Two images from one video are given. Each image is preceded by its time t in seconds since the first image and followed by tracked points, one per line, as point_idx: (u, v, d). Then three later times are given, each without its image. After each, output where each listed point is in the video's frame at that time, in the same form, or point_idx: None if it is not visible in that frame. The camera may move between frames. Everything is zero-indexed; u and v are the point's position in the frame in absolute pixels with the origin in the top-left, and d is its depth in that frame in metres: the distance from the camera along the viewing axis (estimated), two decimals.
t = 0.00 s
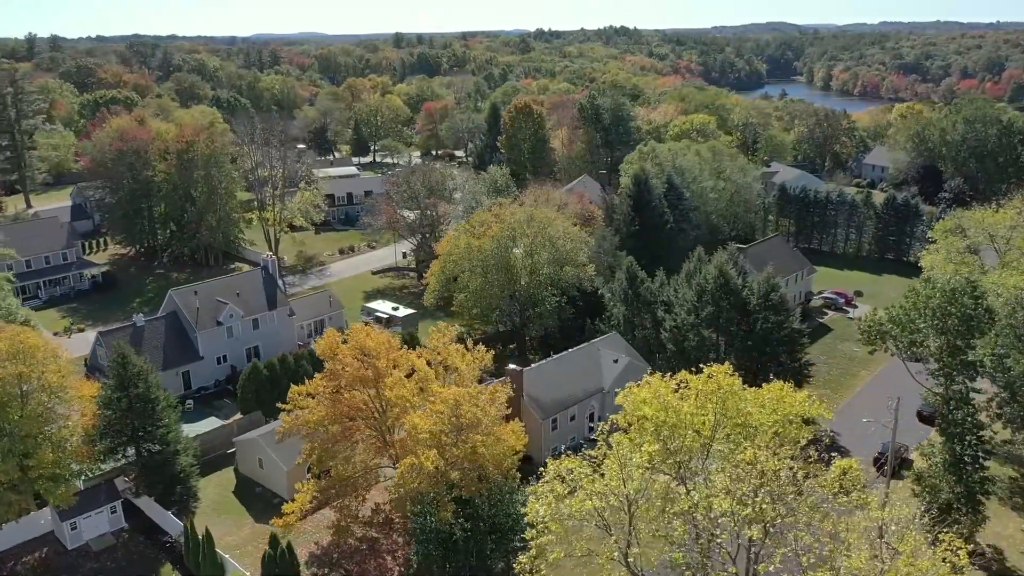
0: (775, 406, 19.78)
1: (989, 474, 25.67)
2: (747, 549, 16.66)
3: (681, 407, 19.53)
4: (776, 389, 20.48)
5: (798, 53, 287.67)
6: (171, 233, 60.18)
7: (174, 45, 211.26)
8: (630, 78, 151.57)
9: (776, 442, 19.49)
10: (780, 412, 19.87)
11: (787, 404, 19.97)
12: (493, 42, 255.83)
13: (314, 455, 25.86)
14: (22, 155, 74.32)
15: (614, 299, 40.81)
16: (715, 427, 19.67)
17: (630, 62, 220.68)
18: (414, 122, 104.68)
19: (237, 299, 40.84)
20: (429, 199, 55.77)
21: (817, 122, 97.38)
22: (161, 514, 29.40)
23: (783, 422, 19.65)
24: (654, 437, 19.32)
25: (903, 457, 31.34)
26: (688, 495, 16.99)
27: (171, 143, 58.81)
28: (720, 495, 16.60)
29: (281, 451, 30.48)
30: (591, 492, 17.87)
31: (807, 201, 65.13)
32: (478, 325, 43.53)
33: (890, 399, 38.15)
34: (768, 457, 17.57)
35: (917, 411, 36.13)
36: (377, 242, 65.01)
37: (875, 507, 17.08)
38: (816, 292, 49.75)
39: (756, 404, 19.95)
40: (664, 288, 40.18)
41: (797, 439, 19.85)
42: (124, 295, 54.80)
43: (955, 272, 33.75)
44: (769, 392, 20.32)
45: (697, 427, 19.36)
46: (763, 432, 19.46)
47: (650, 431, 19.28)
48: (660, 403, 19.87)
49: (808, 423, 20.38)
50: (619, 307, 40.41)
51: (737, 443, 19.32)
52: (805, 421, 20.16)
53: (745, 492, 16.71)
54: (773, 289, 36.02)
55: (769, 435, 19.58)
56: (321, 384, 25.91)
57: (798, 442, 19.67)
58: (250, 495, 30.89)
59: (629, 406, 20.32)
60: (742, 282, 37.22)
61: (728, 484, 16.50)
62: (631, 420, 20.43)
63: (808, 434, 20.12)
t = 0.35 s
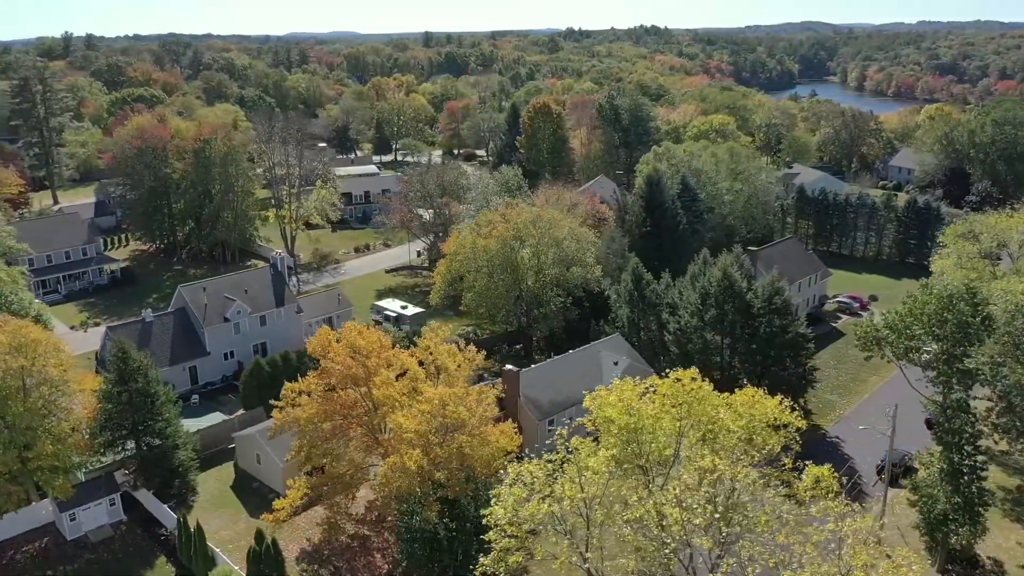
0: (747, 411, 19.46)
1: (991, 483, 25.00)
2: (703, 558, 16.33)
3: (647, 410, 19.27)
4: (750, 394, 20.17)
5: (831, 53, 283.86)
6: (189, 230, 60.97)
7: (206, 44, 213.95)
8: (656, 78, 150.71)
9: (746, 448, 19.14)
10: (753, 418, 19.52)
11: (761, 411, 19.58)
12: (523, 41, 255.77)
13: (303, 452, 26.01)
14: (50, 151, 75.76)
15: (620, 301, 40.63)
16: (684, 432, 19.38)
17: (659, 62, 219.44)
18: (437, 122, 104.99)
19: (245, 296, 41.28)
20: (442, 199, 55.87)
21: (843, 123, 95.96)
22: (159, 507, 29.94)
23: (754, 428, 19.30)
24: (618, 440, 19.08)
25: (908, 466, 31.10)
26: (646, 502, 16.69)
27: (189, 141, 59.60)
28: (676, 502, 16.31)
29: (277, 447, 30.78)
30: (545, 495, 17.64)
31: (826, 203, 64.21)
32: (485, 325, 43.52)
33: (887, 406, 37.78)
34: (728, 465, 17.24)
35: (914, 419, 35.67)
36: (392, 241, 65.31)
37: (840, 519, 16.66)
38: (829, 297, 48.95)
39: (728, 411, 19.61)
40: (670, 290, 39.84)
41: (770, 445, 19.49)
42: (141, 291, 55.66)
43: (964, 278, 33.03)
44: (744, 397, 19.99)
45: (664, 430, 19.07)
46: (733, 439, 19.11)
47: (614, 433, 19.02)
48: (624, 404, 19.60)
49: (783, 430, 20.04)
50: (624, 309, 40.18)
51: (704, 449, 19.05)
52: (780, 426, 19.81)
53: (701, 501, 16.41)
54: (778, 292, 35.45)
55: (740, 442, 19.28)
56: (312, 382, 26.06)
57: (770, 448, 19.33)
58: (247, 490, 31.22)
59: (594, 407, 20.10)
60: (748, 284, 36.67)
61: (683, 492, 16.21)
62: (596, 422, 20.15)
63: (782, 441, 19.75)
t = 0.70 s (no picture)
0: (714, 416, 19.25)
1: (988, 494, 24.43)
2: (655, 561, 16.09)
3: (612, 413, 19.14)
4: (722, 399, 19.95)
5: (866, 53, 279.72)
6: (207, 226, 61.77)
7: (238, 42, 216.43)
8: (683, 78, 149.73)
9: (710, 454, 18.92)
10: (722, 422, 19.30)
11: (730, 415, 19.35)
12: (552, 40, 255.42)
13: (294, 448, 26.21)
14: (77, 149, 77.18)
15: (625, 302, 40.41)
16: (649, 435, 19.22)
17: (688, 62, 217.86)
18: (460, 121, 105.24)
19: (253, 293, 41.73)
20: (455, 198, 56.00)
21: (869, 124, 94.53)
22: (158, 498, 30.45)
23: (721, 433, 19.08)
24: (580, 442, 18.97)
25: (909, 474, 31.38)
26: (599, 504, 16.52)
27: (208, 139, 60.34)
28: (625, 503, 16.13)
29: (275, 443, 31.12)
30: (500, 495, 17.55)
31: (846, 206, 63.27)
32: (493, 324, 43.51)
33: (883, 412, 37.54)
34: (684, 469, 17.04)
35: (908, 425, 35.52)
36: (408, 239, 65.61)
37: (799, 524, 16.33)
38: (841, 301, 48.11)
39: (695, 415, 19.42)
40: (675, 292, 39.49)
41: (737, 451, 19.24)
42: (159, 286, 56.49)
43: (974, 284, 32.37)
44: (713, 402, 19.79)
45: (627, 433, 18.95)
46: (696, 444, 18.93)
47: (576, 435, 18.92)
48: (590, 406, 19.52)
49: (755, 436, 19.79)
50: (629, 311, 39.91)
51: (669, 454, 18.87)
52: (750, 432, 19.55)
53: (653, 504, 16.22)
54: (782, 295, 34.98)
55: (707, 448, 19.06)
56: (303, 381, 26.22)
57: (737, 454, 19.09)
58: (246, 484, 31.60)
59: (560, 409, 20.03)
60: (753, 287, 36.21)
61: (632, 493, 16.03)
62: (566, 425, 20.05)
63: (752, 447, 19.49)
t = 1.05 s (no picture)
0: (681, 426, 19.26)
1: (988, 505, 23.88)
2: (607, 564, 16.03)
3: (577, 415, 19.20)
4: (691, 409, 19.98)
5: (903, 53, 274.94)
6: (227, 223, 62.62)
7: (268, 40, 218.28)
8: (711, 78, 148.47)
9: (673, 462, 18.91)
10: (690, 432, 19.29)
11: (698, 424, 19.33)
12: (583, 40, 254.73)
13: (284, 444, 26.42)
14: (105, 146, 78.61)
15: (631, 304, 40.20)
16: (614, 441, 19.25)
17: (720, 62, 215.85)
18: (483, 120, 105.43)
19: (263, 290, 42.24)
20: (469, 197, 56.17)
21: (898, 126, 92.95)
22: (159, 491, 30.99)
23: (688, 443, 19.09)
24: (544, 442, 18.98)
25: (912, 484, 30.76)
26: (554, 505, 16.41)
27: (228, 138, 61.16)
28: (580, 505, 16.04)
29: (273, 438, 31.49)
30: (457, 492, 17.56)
31: (867, 209, 62.30)
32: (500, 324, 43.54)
33: (876, 419, 37.07)
34: (643, 475, 17.02)
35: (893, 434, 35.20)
36: (424, 238, 65.92)
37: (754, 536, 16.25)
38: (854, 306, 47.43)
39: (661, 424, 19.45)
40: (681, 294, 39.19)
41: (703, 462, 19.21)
42: (178, 282, 57.41)
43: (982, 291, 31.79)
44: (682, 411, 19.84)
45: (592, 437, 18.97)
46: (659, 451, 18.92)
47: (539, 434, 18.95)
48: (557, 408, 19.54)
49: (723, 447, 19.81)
50: (634, 313, 39.68)
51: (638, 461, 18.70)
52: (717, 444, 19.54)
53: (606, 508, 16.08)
54: (787, 299, 34.61)
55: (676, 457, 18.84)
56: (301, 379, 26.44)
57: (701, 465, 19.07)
58: (245, 479, 32.03)
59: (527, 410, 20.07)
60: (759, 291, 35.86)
61: (587, 494, 16.02)
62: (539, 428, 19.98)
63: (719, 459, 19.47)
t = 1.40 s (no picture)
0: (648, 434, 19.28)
1: (985, 516, 23.40)
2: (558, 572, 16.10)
3: (546, 418, 19.24)
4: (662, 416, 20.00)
5: (944, 54, 269.31)
6: (248, 221, 63.48)
7: (302, 40, 220.62)
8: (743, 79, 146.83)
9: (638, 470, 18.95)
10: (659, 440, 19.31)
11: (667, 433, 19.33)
12: (615, 40, 253.57)
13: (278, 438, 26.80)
14: (134, 144, 80.02)
15: (638, 307, 40.00)
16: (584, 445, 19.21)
17: (753, 62, 213.33)
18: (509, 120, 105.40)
19: (274, 287, 42.81)
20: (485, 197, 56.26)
21: (929, 128, 91.13)
22: (163, 483, 31.60)
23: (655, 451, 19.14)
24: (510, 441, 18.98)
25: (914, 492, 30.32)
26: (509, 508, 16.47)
27: (249, 137, 61.99)
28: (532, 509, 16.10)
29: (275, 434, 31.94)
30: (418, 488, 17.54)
31: (891, 212, 61.15)
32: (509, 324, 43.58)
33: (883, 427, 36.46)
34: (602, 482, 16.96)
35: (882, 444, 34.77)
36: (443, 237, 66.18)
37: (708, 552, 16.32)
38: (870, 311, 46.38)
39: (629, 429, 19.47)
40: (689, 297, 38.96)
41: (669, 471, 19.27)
42: (198, 278, 58.31)
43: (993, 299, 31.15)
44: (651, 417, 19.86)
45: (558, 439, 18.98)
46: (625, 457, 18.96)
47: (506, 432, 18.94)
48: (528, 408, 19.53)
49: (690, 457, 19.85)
50: (642, 316, 39.48)
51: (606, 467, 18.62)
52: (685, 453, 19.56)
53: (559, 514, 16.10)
54: (793, 303, 34.20)
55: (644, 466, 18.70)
56: (296, 374, 26.68)
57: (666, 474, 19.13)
58: (247, 473, 32.50)
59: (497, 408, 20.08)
60: (765, 295, 35.50)
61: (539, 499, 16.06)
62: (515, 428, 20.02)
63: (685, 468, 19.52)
